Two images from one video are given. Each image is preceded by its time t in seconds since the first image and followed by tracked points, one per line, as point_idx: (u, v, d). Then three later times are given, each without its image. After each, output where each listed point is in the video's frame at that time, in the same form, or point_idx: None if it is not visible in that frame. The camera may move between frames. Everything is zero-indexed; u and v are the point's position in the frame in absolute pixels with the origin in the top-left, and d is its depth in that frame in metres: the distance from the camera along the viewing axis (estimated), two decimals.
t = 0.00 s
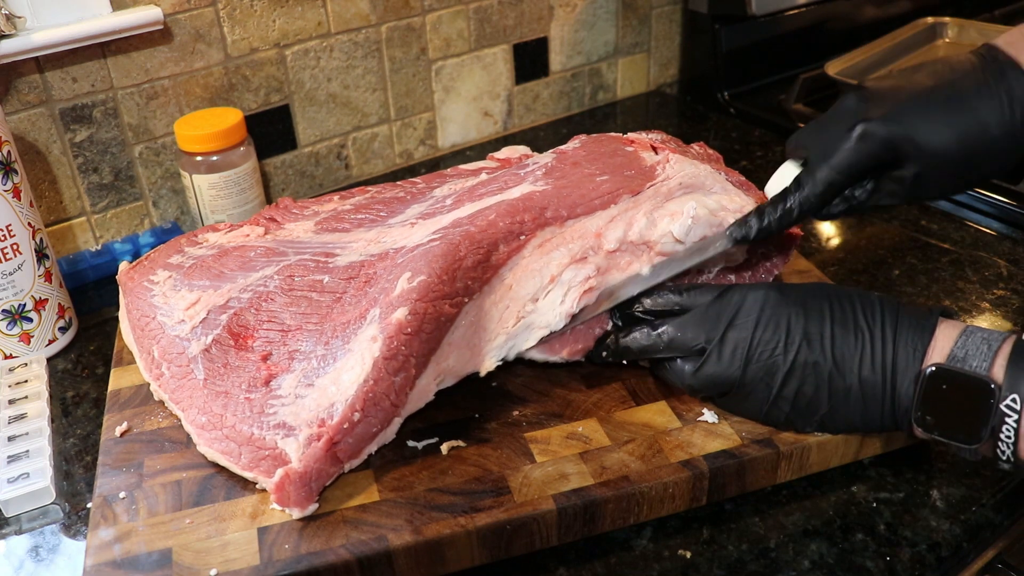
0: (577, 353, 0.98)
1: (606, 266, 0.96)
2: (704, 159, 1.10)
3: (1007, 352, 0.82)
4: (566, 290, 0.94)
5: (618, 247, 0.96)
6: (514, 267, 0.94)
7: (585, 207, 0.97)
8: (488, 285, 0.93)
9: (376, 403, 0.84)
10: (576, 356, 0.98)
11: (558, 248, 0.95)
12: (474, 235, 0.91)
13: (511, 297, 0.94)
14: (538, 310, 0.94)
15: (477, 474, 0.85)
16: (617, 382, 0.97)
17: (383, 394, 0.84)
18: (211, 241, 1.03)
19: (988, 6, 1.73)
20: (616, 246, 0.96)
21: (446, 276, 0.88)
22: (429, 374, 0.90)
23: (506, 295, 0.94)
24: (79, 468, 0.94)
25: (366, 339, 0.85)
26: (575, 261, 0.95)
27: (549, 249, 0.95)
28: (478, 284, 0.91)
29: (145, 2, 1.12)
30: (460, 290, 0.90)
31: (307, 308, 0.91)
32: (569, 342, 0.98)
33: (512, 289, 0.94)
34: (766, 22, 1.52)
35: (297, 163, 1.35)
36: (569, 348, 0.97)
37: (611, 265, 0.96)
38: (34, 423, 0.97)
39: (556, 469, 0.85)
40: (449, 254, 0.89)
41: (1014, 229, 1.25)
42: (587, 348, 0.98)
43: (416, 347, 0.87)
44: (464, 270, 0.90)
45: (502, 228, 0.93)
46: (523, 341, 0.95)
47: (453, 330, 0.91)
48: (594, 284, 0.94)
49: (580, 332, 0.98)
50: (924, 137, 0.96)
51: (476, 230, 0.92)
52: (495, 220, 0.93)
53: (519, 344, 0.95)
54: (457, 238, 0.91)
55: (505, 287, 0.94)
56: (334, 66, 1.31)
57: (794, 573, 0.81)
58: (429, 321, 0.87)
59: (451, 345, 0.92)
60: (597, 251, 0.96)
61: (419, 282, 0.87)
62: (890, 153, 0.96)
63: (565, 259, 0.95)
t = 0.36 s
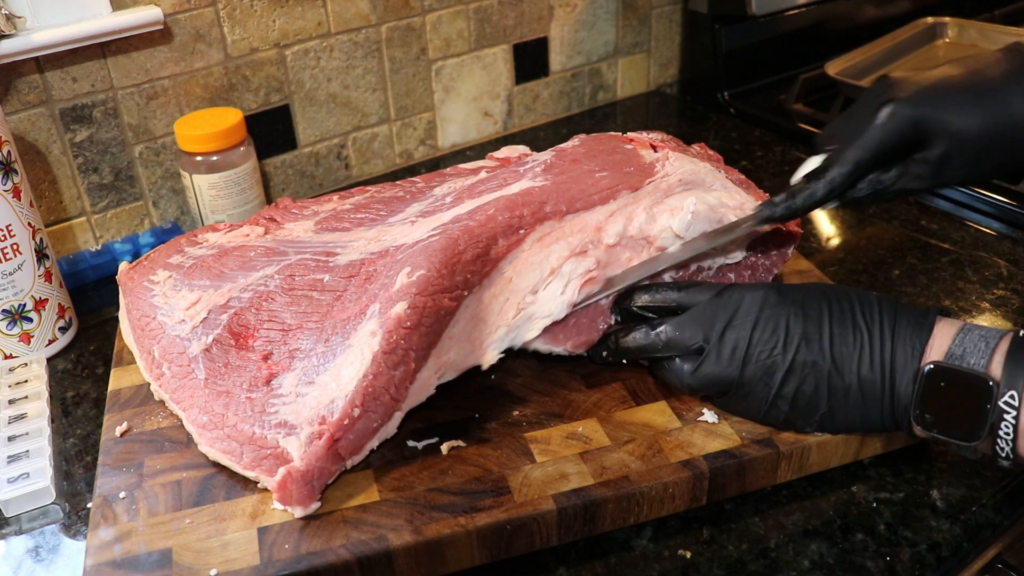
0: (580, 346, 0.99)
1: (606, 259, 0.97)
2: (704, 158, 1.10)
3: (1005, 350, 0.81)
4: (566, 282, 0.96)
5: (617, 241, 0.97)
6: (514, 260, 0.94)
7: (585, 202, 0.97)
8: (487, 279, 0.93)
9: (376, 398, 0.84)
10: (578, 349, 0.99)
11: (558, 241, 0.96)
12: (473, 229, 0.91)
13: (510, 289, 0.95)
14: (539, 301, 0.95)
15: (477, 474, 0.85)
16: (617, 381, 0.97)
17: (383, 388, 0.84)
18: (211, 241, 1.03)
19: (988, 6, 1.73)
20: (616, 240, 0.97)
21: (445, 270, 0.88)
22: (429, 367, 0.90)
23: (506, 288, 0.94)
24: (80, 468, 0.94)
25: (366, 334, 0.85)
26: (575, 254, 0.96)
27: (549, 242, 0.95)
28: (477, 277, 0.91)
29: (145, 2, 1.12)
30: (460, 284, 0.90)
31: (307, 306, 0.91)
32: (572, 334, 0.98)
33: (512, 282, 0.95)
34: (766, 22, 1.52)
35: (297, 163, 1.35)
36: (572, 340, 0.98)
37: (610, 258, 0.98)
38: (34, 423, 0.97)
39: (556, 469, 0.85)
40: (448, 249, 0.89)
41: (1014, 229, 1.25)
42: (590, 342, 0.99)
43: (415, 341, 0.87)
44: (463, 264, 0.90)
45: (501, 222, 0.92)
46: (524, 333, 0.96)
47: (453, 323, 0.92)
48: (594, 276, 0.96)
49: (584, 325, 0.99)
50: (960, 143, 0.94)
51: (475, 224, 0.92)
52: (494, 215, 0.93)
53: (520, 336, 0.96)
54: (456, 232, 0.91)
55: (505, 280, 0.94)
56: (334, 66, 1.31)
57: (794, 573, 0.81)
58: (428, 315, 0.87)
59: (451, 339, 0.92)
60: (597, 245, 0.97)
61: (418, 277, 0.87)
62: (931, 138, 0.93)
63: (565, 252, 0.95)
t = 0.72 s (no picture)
0: (579, 349, 0.98)
1: (609, 260, 0.96)
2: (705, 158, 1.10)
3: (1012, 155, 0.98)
4: (568, 282, 0.95)
5: (619, 242, 0.96)
6: (516, 262, 0.94)
7: (585, 204, 0.97)
8: (489, 281, 0.93)
9: (379, 401, 0.84)
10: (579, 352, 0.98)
11: (559, 243, 0.96)
12: (474, 232, 0.91)
13: (513, 291, 0.95)
14: (541, 303, 0.95)
15: (476, 474, 0.85)
16: (617, 382, 0.97)
17: (386, 392, 0.85)
18: (211, 240, 1.03)
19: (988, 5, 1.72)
20: (618, 241, 0.96)
21: (447, 274, 0.88)
22: (432, 371, 0.90)
23: (508, 289, 0.95)
24: (80, 468, 0.94)
25: (368, 337, 0.86)
26: (578, 254, 0.95)
27: (550, 244, 0.95)
28: (479, 280, 0.91)
29: (145, 2, 1.12)
30: (461, 288, 0.90)
31: (309, 307, 0.91)
32: (573, 336, 0.98)
33: (514, 284, 0.95)
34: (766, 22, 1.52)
35: (297, 163, 1.35)
36: (572, 342, 0.97)
37: (613, 260, 0.97)
38: (34, 423, 0.97)
39: (556, 469, 0.85)
40: (450, 252, 0.89)
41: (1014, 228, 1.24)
42: (590, 344, 0.98)
43: (418, 345, 0.87)
44: (465, 267, 0.90)
45: (503, 225, 0.93)
46: (527, 334, 0.96)
47: (456, 327, 0.92)
48: (597, 275, 0.95)
49: (583, 327, 0.98)
50: (892, 155, 1.05)
51: (477, 227, 0.92)
52: (496, 217, 0.93)
53: (522, 338, 0.96)
54: (458, 235, 0.91)
55: (507, 281, 0.94)
56: (334, 66, 1.31)
57: (794, 573, 0.81)
58: (430, 319, 0.87)
59: (453, 342, 0.92)
60: (599, 246, 0.96)
61: (420, 280, 0.87)
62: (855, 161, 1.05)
63: (567, 253, 0.95)
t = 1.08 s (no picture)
0: (574, 354, 0.97)
1: (605, 266, 0.96)
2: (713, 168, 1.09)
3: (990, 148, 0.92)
4: (564, 287, 0.94)
5: (616, 249, 0.96)
6: (512, 265, 0.95)
7: (582, 207, 0.97)
8: (484, 284, 0.93)
9: (375, 404, 0.84)
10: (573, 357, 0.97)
11: (556, 247, 0.95)
12: (471, 234, 0.91)
13: (508, 295, 0.95)
14: (534, 306, 0.95)
15: (476, 474, 0.85)
16: (617, 382, 0.97)
17: (381, 394, 0.84)
18: (210, 241, 1.03)
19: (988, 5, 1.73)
20: (615, 248, 0.96)
21: (443, 276, 0.88)
22: (427, 374, 0.91)
23: (503, 293, 0.95)
24: (80, 468, 0.94)
25: (364, 339, 0.86)
26: (574, 259, 0.95)
27: (547, 248, 0.95)
28: (475, 283, 0.91)
29: (145, 1, 1.12)
30: (457, 290, 0.90)
31: (306, 308, 0.91)
32: (567, 340, 0.97)
33: (509, 287, 0.95)
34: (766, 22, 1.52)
35: (297, 163, 1.35)
36: (566, 346, 0.96)
37: (609, 266, 0.96)
38: (34, 423, 0.97)
39: (556, 469, 0.85)
40: (445, 254, 0.89)
41: (1014, 229, 1.25)
42: (584, 350, 0.97)
43: (414, 347, 0.87)
44: (461, 269, 0.90)
45: (500, 227, 0.93)
46: (520, 339, 0.95)
47: (451, 330, 0.92)
48: (592, 281, 0.95)
49: (577, 331, 0.97)
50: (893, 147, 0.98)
51: (473, 229, 0.92)
52: (493, 219, 0.93)
53: (515, 342, 0.96)
54: (454, 237, 0.91)
55: (502, 285, 0.94)
56: (334, 66, 1.31)
57: (794, 573, 0.81)
58: (426, 321, 0.87)
59: (448, 345, 0.92)
60: (595, 252, 0.96)
61: (417, 282, 0.87)
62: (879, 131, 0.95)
63: (563, 257, 0.95)
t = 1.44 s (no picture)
0: (570, 352, 0.96)
1: (600, 263, 0.96)
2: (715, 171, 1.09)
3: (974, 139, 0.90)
4: (559, 283, 0.95)
5: (611, 246, 0.96)
6: (508, 261, 0.95)
7: (578, 204, 0.97)
8: (481, 280, 0.93)
9: (371, 400, 0.84)
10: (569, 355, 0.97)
11: (552, 243, 0.96)
12: (467, 230, 0.91)
13: (504, 291, 0.95)
14: (530, 301, 0.95)
15: (476, 474, 0.85)
16: (617, 382, 0.97)
17: (378, 389, 0.84)
18: (209, 241, 1.03)
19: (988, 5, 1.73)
20: (610, 245, 0.96)
21: (439, 271, 0.88)
22: (424, 369, 0.90)
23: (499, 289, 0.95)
24: (80, 468, 0.94)
25: (361, 335, 0.86)
26: (569, 256, 0.95)
27: (542, 244, 0.95)
28: (472, 278, 0.91)
29: (145, 2, 1.12)
30: (454, 285, 0.90)
31: (304, 307, 0.91)
32: (563, 339, 0.97)
33: (506, 283, 0.95)
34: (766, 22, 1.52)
35: (297, 163, 1.35)
36: (562, 344, 0.96)
37: (604, 264, 0.96)
38: (34, 423, 0.97)
39: (556, 469, 0.85)
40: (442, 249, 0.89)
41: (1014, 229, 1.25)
42: (580, 348, 0.97)
43: (410, 343, 0.86)
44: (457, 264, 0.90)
45: (496, 223, 0.93)
46: (516, 333, 0.95)
47: (447, 325, 0.92)
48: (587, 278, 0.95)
49: (573, 328, 0.97)
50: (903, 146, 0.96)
51: (469, 225, 0.92)
52: (489, 215, 0.93)
53: (510, 338, 0.95)
54: (450, 233, 0.91)
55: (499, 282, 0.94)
56: (334, 66, 1.31)
57: (794, 573, 0.81)
58: (422, 316, 0.87)
59: (446, 340, 0.92)
60: (590, 249, 0.96)
61: (412, 277, 0.87)
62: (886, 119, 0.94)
63: (558, 254, 0.95)
